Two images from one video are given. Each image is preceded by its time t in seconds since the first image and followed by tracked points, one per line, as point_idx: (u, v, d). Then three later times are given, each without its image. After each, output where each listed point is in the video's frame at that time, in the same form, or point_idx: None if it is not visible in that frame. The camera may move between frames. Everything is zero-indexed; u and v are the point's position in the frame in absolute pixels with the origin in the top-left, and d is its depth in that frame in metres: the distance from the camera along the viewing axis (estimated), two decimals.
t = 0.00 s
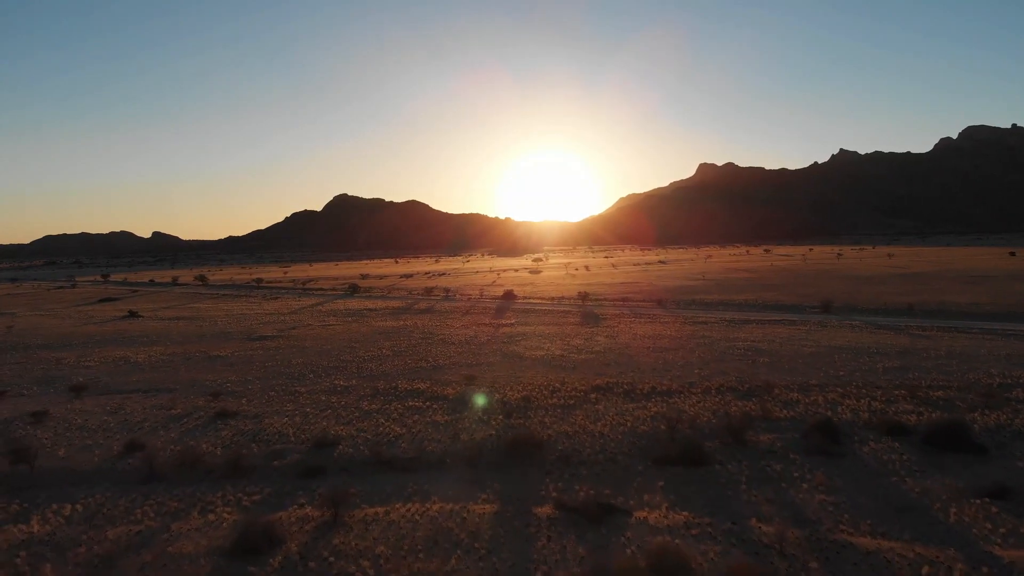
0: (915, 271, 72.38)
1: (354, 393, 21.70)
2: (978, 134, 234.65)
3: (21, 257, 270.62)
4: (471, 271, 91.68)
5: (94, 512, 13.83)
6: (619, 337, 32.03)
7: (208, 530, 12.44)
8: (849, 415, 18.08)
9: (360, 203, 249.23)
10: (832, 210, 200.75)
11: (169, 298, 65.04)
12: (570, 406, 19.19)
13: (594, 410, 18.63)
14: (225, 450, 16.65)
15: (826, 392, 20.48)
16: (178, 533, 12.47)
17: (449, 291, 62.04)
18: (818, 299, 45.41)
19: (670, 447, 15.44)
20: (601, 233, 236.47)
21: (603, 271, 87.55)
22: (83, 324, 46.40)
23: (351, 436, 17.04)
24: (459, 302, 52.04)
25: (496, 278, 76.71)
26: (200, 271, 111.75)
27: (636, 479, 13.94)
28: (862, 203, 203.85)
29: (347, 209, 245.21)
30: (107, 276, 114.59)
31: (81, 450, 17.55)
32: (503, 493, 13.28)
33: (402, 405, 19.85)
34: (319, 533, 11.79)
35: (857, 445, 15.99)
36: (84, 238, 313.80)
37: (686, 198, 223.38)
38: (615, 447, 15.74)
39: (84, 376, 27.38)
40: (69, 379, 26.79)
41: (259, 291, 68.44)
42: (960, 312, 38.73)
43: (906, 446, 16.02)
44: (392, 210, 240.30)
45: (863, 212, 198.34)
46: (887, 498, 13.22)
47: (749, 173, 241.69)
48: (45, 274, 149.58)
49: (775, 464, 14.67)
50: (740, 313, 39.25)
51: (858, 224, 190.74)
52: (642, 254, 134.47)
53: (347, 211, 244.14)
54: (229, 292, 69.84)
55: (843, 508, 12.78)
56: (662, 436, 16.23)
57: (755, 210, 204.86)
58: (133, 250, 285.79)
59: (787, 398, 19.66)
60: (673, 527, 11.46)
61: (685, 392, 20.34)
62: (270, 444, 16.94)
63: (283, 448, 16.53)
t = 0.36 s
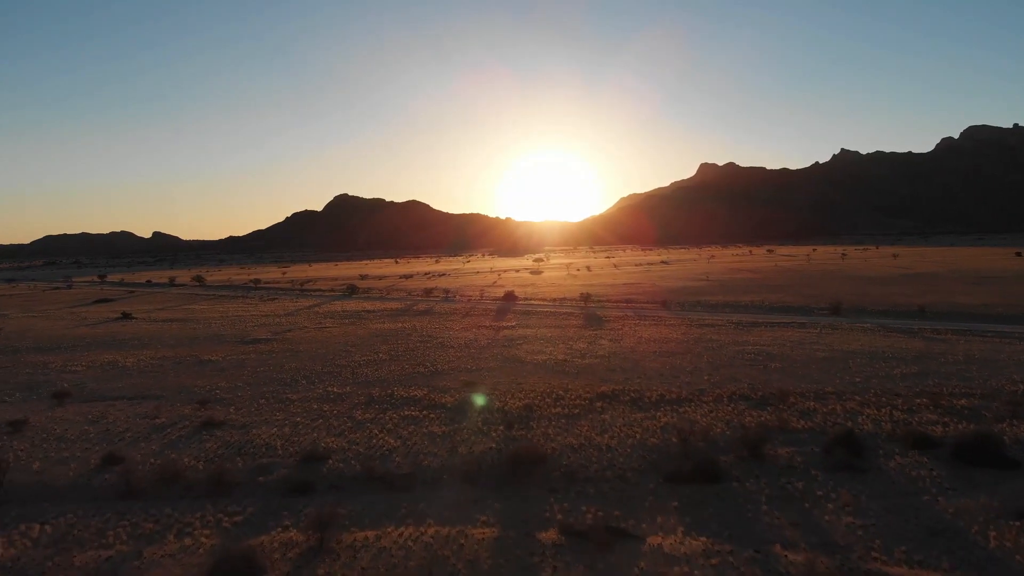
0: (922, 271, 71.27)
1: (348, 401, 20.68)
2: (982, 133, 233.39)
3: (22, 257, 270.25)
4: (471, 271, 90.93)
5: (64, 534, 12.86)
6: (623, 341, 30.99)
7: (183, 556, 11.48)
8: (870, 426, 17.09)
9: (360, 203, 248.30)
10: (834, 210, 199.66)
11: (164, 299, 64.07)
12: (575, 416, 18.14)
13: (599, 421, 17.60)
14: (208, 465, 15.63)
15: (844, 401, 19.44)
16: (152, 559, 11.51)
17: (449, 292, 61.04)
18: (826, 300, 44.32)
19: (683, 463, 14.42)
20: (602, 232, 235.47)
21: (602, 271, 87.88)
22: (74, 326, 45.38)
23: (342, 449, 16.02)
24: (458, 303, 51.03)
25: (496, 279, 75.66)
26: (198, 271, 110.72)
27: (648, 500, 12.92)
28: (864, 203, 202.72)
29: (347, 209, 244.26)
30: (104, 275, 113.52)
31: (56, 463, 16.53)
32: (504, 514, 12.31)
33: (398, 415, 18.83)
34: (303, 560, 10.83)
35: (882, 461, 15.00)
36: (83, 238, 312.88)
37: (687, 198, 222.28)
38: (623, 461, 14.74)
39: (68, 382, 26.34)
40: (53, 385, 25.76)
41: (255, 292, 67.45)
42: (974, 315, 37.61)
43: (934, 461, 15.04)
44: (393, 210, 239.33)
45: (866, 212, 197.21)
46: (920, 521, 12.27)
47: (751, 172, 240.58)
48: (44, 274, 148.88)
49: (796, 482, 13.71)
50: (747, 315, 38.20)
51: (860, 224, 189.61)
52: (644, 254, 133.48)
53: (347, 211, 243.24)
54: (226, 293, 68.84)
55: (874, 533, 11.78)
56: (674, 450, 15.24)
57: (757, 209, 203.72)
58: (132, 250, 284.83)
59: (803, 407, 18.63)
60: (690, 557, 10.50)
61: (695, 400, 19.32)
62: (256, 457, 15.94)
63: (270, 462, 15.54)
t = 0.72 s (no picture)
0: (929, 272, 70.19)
1: (341, 409, 19.66)
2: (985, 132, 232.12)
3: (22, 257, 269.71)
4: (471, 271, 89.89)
5: (28, 558, 11.88)
6: (628, 344, 29.98)
7: None
8: (894, 439, 16.08)
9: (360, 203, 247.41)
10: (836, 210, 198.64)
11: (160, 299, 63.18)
12: (580, 426, 17.13)
13: (606, 431, 16.60)
14: (188, 481, 14.68)
15: (863, 411, 18.41)
16: None
17: (450, 292, 60.06)
18: (835, 302, 43.22)
19: (698, 481, 13.42)
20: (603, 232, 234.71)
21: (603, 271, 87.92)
22: (65, 328, 44.38)
23: (332, 463, 15.04)
24: (458, 305, 50.03)
25: (498, 279, 74.76)
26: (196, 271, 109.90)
27: (660, 521, 11.94)
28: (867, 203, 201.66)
29: (347, 209, 243.33)
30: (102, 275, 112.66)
31: (29, 477, 15.57)
32: (504, 540, 11.32)
33: (393, 425, 17.82)
34: None
35: (910, 477, 13.99)
36: (83, 238, 312.33)
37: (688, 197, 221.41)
38: (632, 478, 13.74)
39: (52, 388, 25.34)
40: (36, 391, 24.78)
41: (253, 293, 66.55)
42: (989, 317, 36.54)
43: (966, 477, 14.03)
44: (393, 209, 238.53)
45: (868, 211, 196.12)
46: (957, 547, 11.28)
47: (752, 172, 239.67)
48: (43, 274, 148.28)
49: (819, 502, 12.72)
50: (754, 317, 37.21)
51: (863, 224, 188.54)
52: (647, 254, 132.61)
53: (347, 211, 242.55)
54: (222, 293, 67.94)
55: (909, 561, 10.80)
56: (687, 465, 14.24)
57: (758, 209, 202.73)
58: (132, 249, 284.15)
59: (821, 418, 17.60)
60: None
61: (706, 410, 18.29)
62: (240, 472, 14.96)
63: (255, 478, 14.55)
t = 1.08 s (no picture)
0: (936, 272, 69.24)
1: (332, 418, 18.64)
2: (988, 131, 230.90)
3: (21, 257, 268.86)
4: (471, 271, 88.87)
5: None
6: (632, 348, 28.94)
7: None
8: (921, 453, 15.05)
9: (360, 203, 246.52)
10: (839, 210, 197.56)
11: (155, 300, 62.18)
12: (585, 437, 16.09)
13: (613, 443, 15.59)
14: (165, 501, 13.66)
15: (885, 421, 17.36)
16: None
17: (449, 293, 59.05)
18: (844, 304, 42.12)
19: (715, 502, 12.39)
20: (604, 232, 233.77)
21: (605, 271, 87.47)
22: (56, 330, 43.42)
23: (320, 479, 14.02)
24: (458, 306, 48.98)
25: (498, 279, 73.86)
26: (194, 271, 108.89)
27: (676, 548, 10.92)
28: (869, 202, 200.56)
29: (347, 209, 242.30)
30: (99, 275, 111.69)
31: None
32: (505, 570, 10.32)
33: (387, 436, 16.80)
34: None
35: (943, 497, 12.96)
36: (82, 239, 311.53)
37: (690, 197, 220.40)
38: (643, 497, 12.71)
39: (34, 395, 24.32)
40: (17, 398, 23.74)
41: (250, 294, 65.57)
42: (1004, 319, 35.51)
43: (1004, 497, 12.99)
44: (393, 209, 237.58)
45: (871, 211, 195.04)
46: None
47: (754, 172, 238.59)
48: (41, 274, 147.46)
49: (847, 527, 11.71)
50: (762, 319, 36.22)
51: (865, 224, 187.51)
52: (648, 254, 131.64)
53: (347, 211, 241.55)
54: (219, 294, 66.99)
55: None
56: (702, 483, 13.23)
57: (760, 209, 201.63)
58: (132, 249, 283.25)
59: (841, 429, 16.56)
60: None
61: (718, 420, 17.24)
62: (222, 490, 13.95)
63: (238, 497, 13.54)
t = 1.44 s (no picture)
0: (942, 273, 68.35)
1: (323, 428, 17.61)
2: (990, 130, 229.89)
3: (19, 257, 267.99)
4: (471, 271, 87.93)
5: None
6: (638, 352, 27.88)
7: None
8: (952, 469, 14.01)
9: (360, 203, 245.56)
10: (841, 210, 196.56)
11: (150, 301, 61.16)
12: (591, 451, 15.05)
13: (622, 457, 14.58)
14: (139, 522, 12.63)
15: (909, 433, 16.32)
16: None
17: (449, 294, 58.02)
18: (853, 305, 41.07)
19: (736, 527, 11.35)
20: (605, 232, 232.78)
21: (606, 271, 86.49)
22: (46, 332, 42.41)
23: (306, 498, 13.00)
24: (458, 308, 47.97)
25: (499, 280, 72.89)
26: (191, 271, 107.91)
27: None
28: (871, 202, 199.52)
29: (347, 208, 241.34)
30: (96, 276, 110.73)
31: None
32: None
33: (380, 448, 15.76)
34: None
35: (982, 518, 11.92)
36: (82, 240, 310.66)
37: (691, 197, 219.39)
38: (656, 520, 11.67)
39: (15, 401, 23.29)
40: None
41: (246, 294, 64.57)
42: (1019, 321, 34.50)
43: None
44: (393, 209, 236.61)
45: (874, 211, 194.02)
46: None
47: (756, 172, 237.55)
48: (39, 274, 146.58)
49: (881, 554, 10.68)
50: (770, 322, 35.18)
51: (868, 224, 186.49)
52: (650, 254, 130.68)
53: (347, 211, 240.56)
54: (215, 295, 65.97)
55: None
56: (720, 503, 12.20)
57: (762, 208, 200.59)
58: (131, 249, 282.33)
59: (864, 442, 15.52)
60: None
61: (732, 432, 16.21)
62: (200, 510, 12.92)
63: (216, 517, 12.52)
